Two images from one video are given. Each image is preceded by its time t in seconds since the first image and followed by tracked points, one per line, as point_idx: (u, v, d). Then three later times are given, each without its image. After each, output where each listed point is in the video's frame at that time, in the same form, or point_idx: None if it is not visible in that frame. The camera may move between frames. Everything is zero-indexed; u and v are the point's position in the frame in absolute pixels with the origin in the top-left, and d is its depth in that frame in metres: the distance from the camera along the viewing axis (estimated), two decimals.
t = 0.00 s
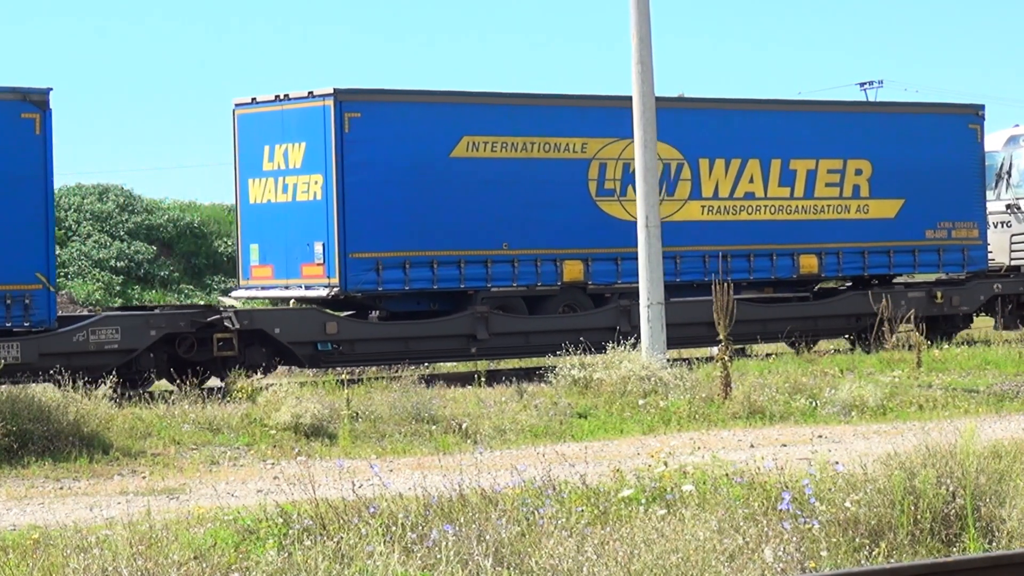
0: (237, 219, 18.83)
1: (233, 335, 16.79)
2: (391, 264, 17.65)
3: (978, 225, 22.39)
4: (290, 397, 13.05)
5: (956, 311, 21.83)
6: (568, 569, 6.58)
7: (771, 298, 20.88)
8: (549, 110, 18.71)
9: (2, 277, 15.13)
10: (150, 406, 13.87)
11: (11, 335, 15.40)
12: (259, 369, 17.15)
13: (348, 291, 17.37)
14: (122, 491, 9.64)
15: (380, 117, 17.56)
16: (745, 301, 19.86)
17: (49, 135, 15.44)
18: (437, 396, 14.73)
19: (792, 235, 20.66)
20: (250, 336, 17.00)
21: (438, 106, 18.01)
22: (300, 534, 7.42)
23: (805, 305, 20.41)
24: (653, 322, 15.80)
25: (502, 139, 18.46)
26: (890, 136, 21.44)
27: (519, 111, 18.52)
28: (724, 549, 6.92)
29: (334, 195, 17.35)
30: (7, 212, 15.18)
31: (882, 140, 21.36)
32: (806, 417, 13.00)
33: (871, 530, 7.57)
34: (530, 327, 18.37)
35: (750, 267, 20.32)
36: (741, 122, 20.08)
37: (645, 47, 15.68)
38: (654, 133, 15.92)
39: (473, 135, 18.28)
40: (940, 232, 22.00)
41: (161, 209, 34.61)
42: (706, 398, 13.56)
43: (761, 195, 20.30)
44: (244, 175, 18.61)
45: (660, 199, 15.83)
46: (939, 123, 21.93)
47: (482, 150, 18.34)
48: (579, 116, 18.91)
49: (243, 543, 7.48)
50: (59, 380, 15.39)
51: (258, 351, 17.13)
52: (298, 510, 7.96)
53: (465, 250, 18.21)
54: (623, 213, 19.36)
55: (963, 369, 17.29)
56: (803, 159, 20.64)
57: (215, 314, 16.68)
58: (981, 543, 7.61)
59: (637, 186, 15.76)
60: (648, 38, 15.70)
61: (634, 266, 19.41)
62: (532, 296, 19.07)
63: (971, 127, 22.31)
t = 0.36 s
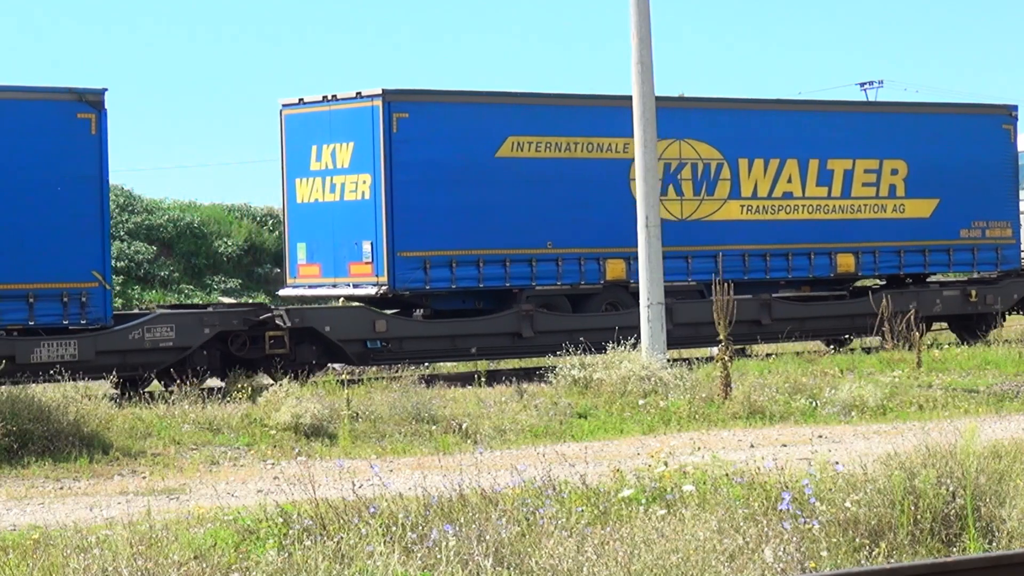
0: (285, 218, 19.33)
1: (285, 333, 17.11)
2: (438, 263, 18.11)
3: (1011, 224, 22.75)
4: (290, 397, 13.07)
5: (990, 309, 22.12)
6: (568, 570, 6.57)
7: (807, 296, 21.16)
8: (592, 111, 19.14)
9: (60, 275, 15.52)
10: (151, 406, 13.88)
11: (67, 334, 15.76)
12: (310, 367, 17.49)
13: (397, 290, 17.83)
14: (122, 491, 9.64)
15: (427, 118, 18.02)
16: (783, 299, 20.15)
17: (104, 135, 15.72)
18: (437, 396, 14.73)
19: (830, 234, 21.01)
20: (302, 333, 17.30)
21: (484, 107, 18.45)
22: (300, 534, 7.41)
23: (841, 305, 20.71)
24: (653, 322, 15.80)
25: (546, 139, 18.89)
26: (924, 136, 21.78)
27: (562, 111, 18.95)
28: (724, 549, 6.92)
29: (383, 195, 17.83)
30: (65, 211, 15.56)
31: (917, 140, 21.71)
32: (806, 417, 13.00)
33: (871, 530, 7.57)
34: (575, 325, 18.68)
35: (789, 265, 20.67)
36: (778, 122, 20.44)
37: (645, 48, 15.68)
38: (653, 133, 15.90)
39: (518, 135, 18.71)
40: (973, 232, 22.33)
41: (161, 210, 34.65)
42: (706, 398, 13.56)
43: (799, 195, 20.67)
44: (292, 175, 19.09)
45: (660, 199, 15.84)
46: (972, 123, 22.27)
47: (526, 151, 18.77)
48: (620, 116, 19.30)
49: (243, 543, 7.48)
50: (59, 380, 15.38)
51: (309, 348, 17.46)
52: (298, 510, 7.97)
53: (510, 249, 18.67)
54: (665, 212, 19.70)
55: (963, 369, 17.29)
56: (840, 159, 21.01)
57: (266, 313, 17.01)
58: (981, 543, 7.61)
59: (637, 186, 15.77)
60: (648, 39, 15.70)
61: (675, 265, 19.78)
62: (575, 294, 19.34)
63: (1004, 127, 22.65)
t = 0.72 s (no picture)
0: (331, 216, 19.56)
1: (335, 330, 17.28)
2: (482, 262, 18.18)
3: None
4: (290, 397, 13.07)
5: None
6: (568, 570, 6.58)
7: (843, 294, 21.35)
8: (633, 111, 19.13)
9: (116, 275, 15.66)
10: (151, 406, 13.87)
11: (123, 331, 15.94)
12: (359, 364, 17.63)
13: (444, 289, 17.92)
14: (123, 491, 9.64)
15: (469, 118, 18.07)
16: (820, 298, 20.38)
17: (160, 133, 15.78)
18: (437, 396, 14.74)
19: (866, 233, 21.05)
20: (351, 330, 17.44)
21: (526, 107, 18.48)
22: (300, 534, 7.41)
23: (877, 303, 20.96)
24: (653, 322, 15.80)
25: (588, 139, 18.94)
26: (957, 136, 21.83)
27: (604, 112, 18.98)
28: (724, 549, 6.93)
29: (430, 195, 17.92)
30: (121, 211, 15.68)
31: (951, 139, 21.75)
32: (806, 417, 13.00)
33: (871, 530, 7.57)
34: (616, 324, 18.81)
35: (826, 264, 20.74)
36: (816, 121, 20.52)
37: (645, 48, 15.68)
38: (654, 132, 15.90)
39: (562, 136, 18.76)
40: (1006, 231, 22.35)
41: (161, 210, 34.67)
42: (706, 398, 13.56)
43: (835, 195, 20.72)
44: (338, 174, 19.31)
45: (660, 199, 15.83)
46: (1003, 123, 22.36)
47: (569, 151, 18.83)
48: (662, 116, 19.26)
49: (243, 543, 7.48)
50: (58, 380, 15.38)
51: (359, 345, 17.60)
52: (298, 510, 7.97)
53: (553, 247, 18.71)
54: (704, 212, 19.78)
55: (963, 369, 17.29)
56: (876, 158, 21.04)
57: (317, 310, 17.20)
58: (981, 543, 7.61)
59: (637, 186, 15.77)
60: (648, 39, 15.70)
61: (714, 264, 19.88)
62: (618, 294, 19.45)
63: None
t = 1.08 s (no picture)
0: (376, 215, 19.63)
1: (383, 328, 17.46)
2: (529, 260, 18.34)
3: None
4: (291, 397, 13.07)
5: None
6: (568, 570, 6.57)
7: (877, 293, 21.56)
8: (676, 111, 19.26)
9: (170, 273, 15.88)
10: (151, 406, 13.87)
11: (176, 328, 16.13)
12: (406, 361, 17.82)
13: (490, 287, 18.06)
14: (123, 491, 9.64)
15: (517, 119, 18.21)
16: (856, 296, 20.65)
17: (213, 132, 16.05)
18: (437, 396, 14.75)
19: (902, 232, 21.34)
20: (399, 328, 17.63)
21: (573, 108, 18.66)
22: (299, 534, 7.41)
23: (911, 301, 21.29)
24: (653, 322, 15.81)
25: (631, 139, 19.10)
26: (991, 137, 22.15)
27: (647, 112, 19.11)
28: (724, 549, 6.93)
29: (475, 193, 18.00)
30: (176, 210, 15.92)
31: (985, 140, 22.08)
32: (806, 417, 13.00)
33: (871, 530, 7.57)
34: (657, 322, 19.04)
35: (863, 263, 20.98)
36: (853, 122, 20.82)
37: (645, 48, 15.69)
38: (654, 132, 15.90)
39: (605, 136, 18.93)
40: None
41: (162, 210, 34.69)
42: (706, 398, 13.57)
43: (873, 194, 20.98)
44: (383, 174, 19.40)
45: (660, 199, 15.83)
46: None
47: (613, 150, 19.00)
48: (705, 117, 19.49)
49: (243, 543, 7.48)
50: (58, 380, 15.33)
51: (406, 343, 17.75)
52: (298, 510, 7.97)
53: (597, 246, 18.87)
54: (745, 211, 20.00)
55: (963, 369, 17.28)
56: (912, 158, 21.34)
57: (365, 308, 17.40)
58: (981, 543, 7.61)
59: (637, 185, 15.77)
60: (648, 38, 15.70)
61: (753, 262, 20.10)
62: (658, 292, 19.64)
63: None
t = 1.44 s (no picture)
0: (420, 215, 19.71)
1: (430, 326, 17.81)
2: (571, 259, 18.38)
3: None
4: (291, 397, 13.07)
5: None
6: (568, 569, 6.57)
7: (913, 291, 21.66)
8: (715, 111, 19.30)
9: (222, 272, 16.22)
10: (151, 406, 13.88)
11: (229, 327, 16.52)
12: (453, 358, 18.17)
13: (535, 285, 18.13)
14: (122, 491, 9.64)
15: (557, 119, 18.22)
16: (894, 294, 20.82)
17: (264, 134, 16.38)
18: (437, 396, 14.75)
19: (938, 231, 21.43)
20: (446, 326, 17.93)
21: (613, 108, 18.67)
22: (300, 534, 7.41)
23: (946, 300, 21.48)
24: (653, 322, 15.80)
25: (671, 139, 19.06)
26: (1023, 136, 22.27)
27: (687, 112, 19.10)
28: (724, 549, 6.93)
29: (520, 194, 18.09)
30: (229, 210, 16.26)
31: (1018, 139, 22.22)
32: (806, 417, 13.00)
33: (871, 530, 7.57)
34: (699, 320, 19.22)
35: (898, 262, 21.07)
36: (887, 122, 20.87)
37: (645, 47, 15.69)
38: (654, 133, 15.89)
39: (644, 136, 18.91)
40: None
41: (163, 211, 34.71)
42: (706, 397, 13.56)
43: (908, 193, 21.07)
44: (427, 173, 19.47)
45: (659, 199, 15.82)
46: None
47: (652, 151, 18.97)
48: (743, 117, 19.54)
49: (243, 543, 7.48)
50: (58, 381, 15.45)
51: (452, 340, 18.09)
52: (298, 510, 7.97)
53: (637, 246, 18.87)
54: (783, 211, 20.01)
55: (963, 369, 17.28)
56: (946, 158, 21.44)
57: (413, 306, 17.76)
58: (981, 543, 7.61)
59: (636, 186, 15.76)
60: (648, 39, 15.70)
61: (791, 261, 20.14)
62: (699, 290, 19.69)
63: None
